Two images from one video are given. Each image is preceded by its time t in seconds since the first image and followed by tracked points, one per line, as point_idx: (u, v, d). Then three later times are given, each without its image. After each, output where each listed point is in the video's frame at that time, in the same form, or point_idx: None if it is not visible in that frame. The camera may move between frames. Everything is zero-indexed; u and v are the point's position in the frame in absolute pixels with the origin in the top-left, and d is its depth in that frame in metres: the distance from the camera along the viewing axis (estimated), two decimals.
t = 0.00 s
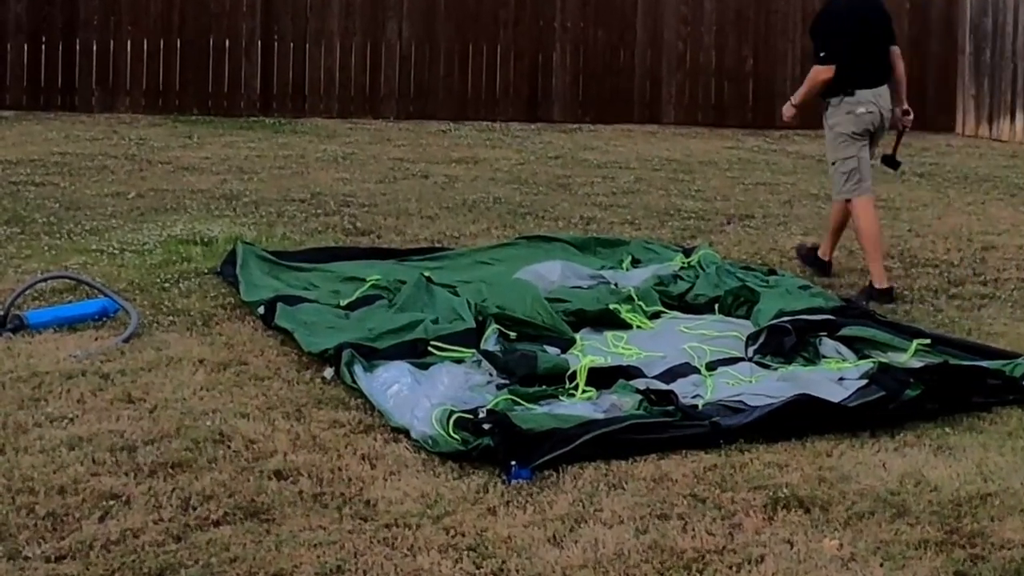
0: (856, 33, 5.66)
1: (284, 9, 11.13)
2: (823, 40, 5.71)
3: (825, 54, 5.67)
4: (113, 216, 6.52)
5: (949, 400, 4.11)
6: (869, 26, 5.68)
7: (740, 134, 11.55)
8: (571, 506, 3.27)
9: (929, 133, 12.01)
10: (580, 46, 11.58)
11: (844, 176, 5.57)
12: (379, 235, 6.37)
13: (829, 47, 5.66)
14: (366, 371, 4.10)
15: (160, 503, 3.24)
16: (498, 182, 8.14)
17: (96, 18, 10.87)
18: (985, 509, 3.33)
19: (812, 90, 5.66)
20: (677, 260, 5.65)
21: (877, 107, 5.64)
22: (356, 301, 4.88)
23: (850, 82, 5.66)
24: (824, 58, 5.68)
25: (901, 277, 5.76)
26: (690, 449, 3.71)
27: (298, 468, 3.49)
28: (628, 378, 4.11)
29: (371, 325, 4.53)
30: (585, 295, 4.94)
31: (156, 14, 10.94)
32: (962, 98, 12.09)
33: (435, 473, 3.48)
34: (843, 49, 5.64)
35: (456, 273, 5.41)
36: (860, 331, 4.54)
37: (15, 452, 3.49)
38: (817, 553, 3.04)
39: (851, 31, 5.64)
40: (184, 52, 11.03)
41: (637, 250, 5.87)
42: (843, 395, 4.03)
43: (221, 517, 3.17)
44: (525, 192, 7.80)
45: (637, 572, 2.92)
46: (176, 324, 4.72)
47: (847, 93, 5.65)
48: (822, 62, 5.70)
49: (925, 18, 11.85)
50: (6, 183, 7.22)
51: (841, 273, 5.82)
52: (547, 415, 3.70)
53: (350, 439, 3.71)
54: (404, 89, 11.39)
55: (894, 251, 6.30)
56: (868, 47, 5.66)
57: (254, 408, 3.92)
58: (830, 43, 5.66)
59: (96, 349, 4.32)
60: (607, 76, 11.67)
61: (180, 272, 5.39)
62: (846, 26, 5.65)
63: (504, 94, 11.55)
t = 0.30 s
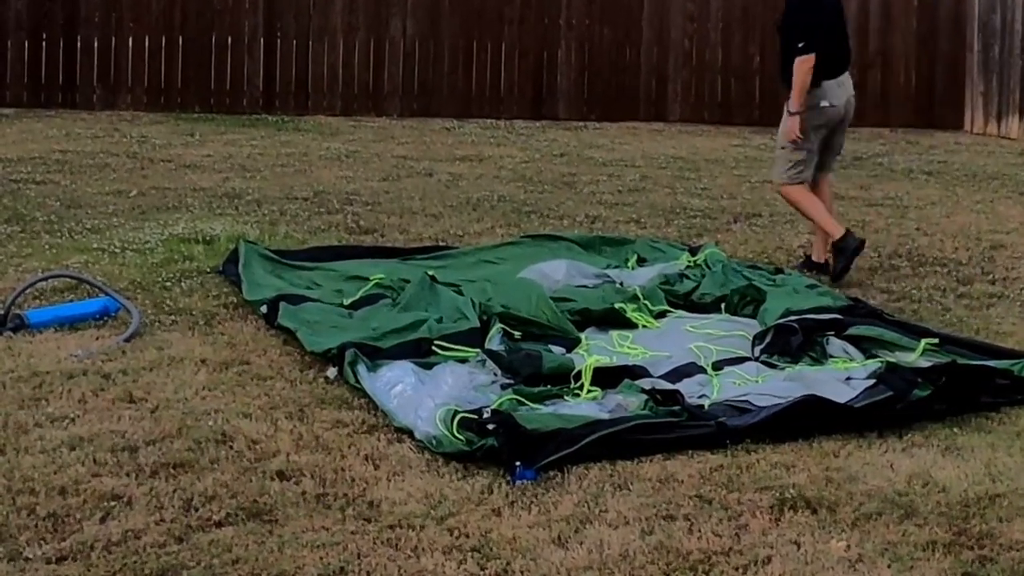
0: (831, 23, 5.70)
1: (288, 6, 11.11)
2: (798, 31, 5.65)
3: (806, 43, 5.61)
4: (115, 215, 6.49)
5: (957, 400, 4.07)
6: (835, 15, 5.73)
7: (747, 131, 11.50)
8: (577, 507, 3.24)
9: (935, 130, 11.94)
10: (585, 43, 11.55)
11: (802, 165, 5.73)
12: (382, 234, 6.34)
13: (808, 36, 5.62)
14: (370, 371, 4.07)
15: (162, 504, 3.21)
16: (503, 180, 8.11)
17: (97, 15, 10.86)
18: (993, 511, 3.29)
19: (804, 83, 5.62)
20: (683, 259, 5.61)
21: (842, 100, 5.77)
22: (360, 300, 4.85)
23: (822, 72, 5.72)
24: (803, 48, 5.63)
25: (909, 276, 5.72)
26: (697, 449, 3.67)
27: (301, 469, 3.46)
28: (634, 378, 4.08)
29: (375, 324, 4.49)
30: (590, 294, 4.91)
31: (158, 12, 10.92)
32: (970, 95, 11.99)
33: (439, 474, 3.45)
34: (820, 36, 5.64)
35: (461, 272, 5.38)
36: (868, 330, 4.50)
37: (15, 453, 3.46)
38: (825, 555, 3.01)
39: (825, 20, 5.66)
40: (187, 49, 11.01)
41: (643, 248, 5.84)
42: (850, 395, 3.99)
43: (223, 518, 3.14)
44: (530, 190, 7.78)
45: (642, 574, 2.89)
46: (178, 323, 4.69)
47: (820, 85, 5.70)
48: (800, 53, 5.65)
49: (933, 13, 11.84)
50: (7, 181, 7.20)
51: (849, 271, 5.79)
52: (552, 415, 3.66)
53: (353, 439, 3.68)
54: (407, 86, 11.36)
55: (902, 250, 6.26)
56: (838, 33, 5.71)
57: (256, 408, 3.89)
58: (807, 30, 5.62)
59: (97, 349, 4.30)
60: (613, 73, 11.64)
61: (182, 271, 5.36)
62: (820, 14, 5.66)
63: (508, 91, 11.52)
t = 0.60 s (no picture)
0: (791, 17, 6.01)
1: (290, 3, 11.09)
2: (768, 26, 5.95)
3: (778, 36, 5.91)
4: (116, 213, 6.47)
5: (966, 401, 4.03)
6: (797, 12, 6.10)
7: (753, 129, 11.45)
8: (582, 508, 3.20)
9: (945, 129, 11.89)
10: (590, 40, 11.50)
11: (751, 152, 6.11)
12: (385, 232, 6.31)
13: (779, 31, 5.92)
14: (373, 371, 4.04)
15: (164, 505, 3.18)
16: (508, 178, 8.08)
17: (98, 12, 10.85)
18: (1002, 512, 3.25)
19: (783, 76, 5.90)
20: (689, 258, 5.57)
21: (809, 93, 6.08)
22: (363, 300, 4.81)
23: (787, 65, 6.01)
24: (775, 41, 5.93)
25: (916, 275, 5.69)
26: (703, 449, 3.64)
27: (304, 469, 3.43)
28: (640, 378, 4.04)
29: (378, 324, 4.46)
30: (596, 294, 4.87)
31: (160, 9, 10.91)
32: (979, 93, 11.95)
33: (443, 475, 3.42)
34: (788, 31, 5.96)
35: (465, 271, 5.35)
36: (876, 330, 4.47)
37: (16, 453, 3.43)
38: (832, 556, 2.97)
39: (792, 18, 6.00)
40: (188, 46, 10.99)
41: (648, 247, 5.80)
42: (858, 395, 3.95)
43: (224, 519, 3.11)
44: (535, 188, 7.74)
45: None
46: (180, 322, 4.66)
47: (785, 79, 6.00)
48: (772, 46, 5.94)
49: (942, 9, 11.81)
50: (7, 179, 7.18)
51: (856, 270, 5.75)
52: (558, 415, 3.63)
53: (356, 439, 3.65)
54: (411, 83, 11.33)
55: (911, 249, 6.22)
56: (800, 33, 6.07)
57: (259, 408, 3.86)
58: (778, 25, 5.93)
59: (98, 349, 4.27)
60: (618, 69, 11.59)
61: (184, 270, 5.33)
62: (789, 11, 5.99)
63: (513, 89, 11.48)
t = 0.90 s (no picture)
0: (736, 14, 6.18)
1: None
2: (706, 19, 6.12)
3: (715, 29, 6.09)
4: (118, 212, 6.44)
5: (975, 400, 3.99)
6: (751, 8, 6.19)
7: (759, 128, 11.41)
8: (587, 509, 3.17)
9: (952, 126, 11.82)
10: (595, 37, 11.45)
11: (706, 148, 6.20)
12: (389, 231, 6.28)
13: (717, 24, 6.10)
14: (377, 371, 4.01)
15: (165, 506, 3.15)
16: (512, 176, 8.05)
17: (100, 9, 10.84)
18: (1012, 513, 3.21)
19: (709, 64, 6.08)
20: (695, 257, 5.54)
21: (746, 86, 6.26)
22: (367, 299, 4.78)
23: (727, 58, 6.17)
24: (712, 34, 6.10)
25: (924, 274, 5.65)
26: (710, 450, 3.60)
27: (307, 470, 3.39)
28: (646, 378, 4.00)
29: (382, 323, 4.43)
30: (601, 293, 4.83)
31: (162, 6, 10.90)
32: (988, 90, 11.85)
33: (447, 476, 3.38)
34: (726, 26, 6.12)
35: (470, 270, 5.31)
36: (884, 330, 4.43)
37: (16, 454, 3.40)
38: (839, 557, 2.94)
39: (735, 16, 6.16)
40: (190, 44, 10.98)
41: (655, 246, 5.77)
42: (865, 395, 3.91)
43: (227, 520, 3.08)
44: (540, 187, 7.70)
45: None
46: (182, 322, 4.63)
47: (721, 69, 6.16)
48: (708, 38, 6.11)
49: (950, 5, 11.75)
50: (8, 177, 7.15)
51: (864, 269, 5.71)
52: (563, 416, 3.59)
53: (359, 440, 3.62)
54: (415, 81, 11.30)
55: (919, 248, 6.18)
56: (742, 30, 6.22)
57: (262, 408, 3.83)
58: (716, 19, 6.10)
59: (99, 348, 4.24)
60: (624, 66, 11.51)
61: (186, 269, 5.31)
62: (730, 7, 6.15)
63: (518, 86, 11.45)
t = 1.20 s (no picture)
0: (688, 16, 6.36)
1: None
2: (661, 17, 6.26)
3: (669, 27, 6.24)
4: (119, 210, 6.41)
5: (985, 400, 3.94)
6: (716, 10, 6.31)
7: (765, 126, 11.36)
8: (593, 510, 3.14)
9: (961, 123, 11.76)
10: (601, 35, 11.35)
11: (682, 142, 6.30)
12: (393, 229, 6.25)
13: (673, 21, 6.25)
14: (380, 370, 3.97)
15: (167, 507, 3.11)
16: (517, 174, 8.01)
17: (101, 6, 10.82)
18: (1021, 514, 3.17)
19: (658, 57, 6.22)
20: (702, 255, 5.50)
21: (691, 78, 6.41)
22: (371, 298, 4.74)
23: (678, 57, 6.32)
24: (666, 32, 6.24)
25: (932, 273, 5.61)
26: (717, 451, 3.56)
27: (310, 471, 3.36)
28: (651, 378, 3.96)
29: (385, 323, 4.39)
30: (607, 293, 4.80)
31: (164, 3, 10.89)
32: (997, 87, 11.80)
33: (452, 477, 3.35)
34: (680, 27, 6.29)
35: (475, 269, 5.28)
36: (892, 329, 4.39)
37: (17, 454, 3.37)
38: (847, 559, 2.90)
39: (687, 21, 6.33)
40: (192, 41, 10.98)
41: (661, 244, 5.73)
42: (873, 396, 3.87)
43: (230, 521, 3.05)
44: (545, 185, 7.67)
45: None
46: (184, 321, 4.60)
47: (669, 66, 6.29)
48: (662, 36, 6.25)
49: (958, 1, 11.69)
50: (9, 175, 7.12)
51: (871, 268, 5.67)
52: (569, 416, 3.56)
53: (363, 440, 3.59)
54: (419, 79, 11.26)
55: (927, 246, 6.14)
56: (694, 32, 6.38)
57: (264, 408, 3.80)
58: (670, 17, 6.26)
59: (100, 347, 4.21)
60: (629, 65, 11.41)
61: (188, 268, 5.28)
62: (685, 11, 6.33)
63: (523, 84, 11.41)
